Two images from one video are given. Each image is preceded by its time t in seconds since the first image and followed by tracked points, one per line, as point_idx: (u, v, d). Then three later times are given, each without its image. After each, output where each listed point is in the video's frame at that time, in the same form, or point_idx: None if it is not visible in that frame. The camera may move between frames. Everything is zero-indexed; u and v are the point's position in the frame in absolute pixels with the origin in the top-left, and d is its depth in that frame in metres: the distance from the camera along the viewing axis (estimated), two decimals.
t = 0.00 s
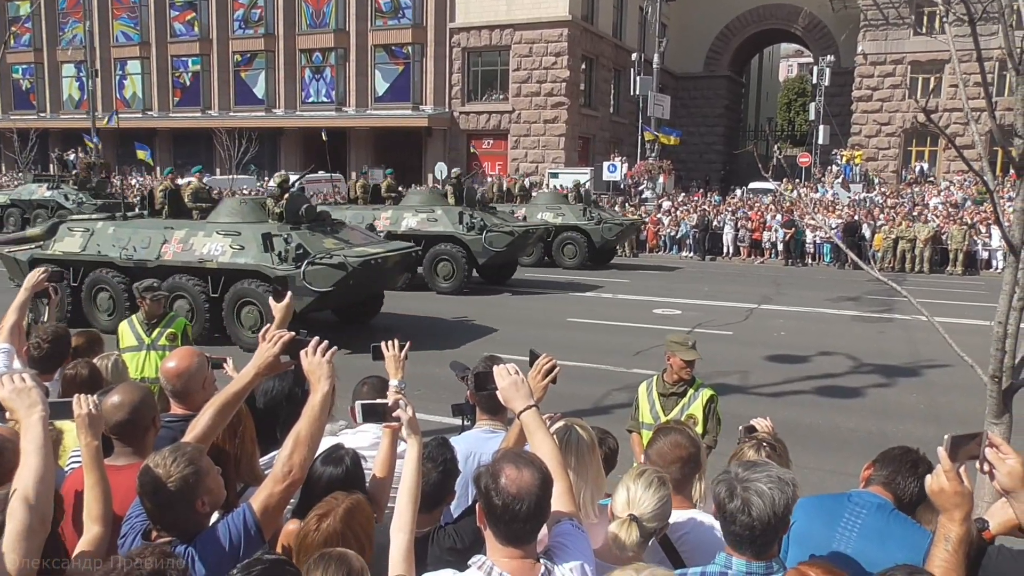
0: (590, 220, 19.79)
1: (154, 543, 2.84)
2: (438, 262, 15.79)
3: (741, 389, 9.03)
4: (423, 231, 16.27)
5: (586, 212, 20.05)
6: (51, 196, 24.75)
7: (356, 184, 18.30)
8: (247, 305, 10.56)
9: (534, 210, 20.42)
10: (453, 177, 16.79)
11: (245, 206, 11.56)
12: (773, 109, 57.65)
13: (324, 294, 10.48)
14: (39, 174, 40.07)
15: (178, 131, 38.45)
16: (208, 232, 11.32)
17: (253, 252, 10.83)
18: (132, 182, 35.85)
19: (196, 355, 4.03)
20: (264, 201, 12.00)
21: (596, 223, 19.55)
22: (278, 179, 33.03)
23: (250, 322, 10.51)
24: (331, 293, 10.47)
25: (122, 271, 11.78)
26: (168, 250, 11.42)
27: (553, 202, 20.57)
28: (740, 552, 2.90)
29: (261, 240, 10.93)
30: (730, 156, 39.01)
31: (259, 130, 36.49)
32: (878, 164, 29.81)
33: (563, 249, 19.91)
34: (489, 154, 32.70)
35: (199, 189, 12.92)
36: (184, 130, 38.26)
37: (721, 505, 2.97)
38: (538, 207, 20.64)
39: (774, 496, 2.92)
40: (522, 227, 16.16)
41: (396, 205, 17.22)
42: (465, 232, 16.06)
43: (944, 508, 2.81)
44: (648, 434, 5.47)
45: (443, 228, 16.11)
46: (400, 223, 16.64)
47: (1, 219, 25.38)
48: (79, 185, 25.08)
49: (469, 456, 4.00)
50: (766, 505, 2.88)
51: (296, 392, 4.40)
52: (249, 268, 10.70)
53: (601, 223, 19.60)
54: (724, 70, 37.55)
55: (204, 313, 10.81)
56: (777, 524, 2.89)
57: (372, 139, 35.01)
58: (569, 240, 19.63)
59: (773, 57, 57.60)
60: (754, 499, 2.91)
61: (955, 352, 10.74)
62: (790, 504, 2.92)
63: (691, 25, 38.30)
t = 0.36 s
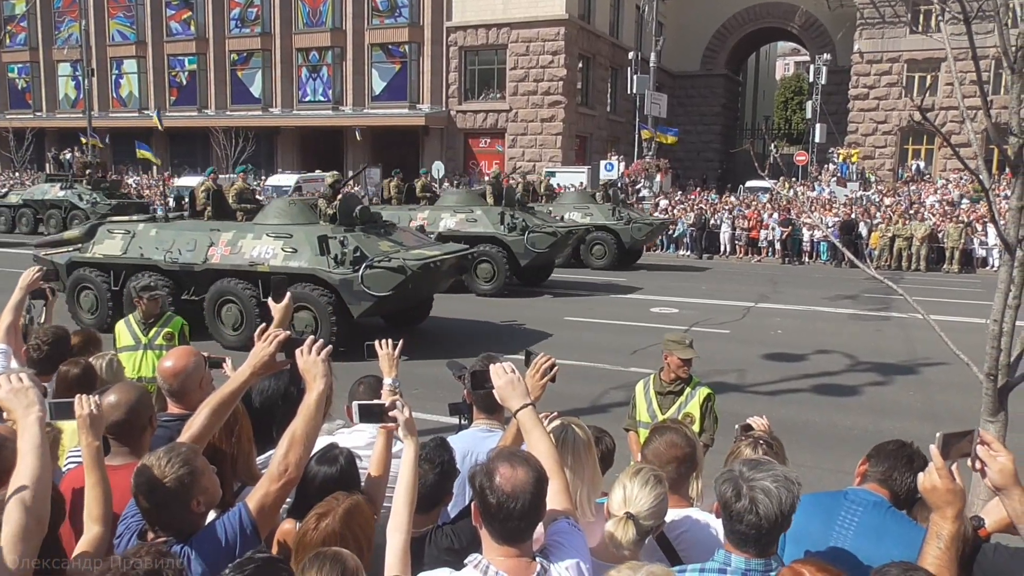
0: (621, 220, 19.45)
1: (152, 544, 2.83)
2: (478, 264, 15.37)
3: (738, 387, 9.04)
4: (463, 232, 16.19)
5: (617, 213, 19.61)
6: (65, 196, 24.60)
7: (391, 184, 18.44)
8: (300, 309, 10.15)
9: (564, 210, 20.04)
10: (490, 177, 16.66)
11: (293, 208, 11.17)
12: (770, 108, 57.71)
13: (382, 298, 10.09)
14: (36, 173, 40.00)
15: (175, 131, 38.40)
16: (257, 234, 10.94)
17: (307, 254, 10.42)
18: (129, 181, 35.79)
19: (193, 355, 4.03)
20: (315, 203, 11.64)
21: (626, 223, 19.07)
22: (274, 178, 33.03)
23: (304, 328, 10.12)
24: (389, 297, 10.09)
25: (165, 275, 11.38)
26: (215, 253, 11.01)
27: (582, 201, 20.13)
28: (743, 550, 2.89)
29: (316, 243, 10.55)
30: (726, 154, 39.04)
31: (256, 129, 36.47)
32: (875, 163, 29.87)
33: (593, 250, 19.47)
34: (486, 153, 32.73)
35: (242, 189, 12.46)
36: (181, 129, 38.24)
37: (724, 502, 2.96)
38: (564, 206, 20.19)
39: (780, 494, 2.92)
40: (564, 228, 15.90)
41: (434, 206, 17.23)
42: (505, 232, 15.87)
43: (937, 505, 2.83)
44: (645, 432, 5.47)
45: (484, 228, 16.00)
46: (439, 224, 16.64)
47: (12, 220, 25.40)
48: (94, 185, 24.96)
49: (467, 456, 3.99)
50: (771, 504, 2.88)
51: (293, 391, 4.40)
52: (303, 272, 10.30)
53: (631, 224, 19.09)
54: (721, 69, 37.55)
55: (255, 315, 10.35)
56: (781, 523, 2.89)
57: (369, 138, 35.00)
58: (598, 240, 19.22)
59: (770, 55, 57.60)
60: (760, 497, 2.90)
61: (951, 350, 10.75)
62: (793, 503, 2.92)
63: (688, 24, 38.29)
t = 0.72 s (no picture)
0: (653, 220, 19.02)
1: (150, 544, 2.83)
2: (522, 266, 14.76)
3: (735, 386, 9.05)
4: (506, 233, 16.16)
5: (646, 212, 19.31)
6: (78, 195, 24.59)
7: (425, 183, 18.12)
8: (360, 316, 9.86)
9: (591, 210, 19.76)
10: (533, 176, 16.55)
11: (346, 209, 10.85)
12: (767, 106, 57.74)
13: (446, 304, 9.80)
14: (33, 173, 39.90)
15: (172, 130, 38.35)
16: (311, 236, 10.63)
17: (368, 258, 10.12)
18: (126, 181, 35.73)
19: (190, 355, 4.04)
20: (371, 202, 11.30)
21: (655, 223, 18.70)
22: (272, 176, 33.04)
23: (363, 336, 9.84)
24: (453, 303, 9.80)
25: (214, 278, 11.07)
26: (267, 256, 10.70)
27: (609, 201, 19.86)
28: (750, 547, 2.90)
29: (377, 246, 10.24)
30: (723, 153, 39.07)
31: (253, 129, 36.47)
32: (871, 161, 29.96)
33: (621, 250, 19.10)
34: (483, 152, 32.75)
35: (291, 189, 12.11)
36: (178, 129, 38.22)
37: (734, 500, 2.96)
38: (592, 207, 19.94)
39: (791, 492, 2.92)
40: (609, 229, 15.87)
41: (473, 205, 17.16)
42: (550, 234, 15.84)
43: (929, 504, 2.86)
44: (642, 431, 5.47)
45: (528, 230, 15.97)
46: (481, 224, 16.62)
47: (24, 220, 25.46)
48: (108, 184, 24.91)
49: (463, 455, 4.00)
50: (782, 501, 2.89)
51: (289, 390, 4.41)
52: (363, 276, 9.99)
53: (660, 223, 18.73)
54: (718, 68, 37.58)
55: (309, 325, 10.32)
56: (790, 521, 2.91)
57: (366, 137, 34.99)
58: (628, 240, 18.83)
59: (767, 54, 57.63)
60: (770, 495, 2.91)
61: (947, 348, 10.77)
62: (798, 502, 2.93)
63: (684, 23, 38.30)
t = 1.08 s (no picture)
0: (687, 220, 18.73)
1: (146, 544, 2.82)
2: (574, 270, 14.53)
3: (732, 386, 9.05)
4: (554, 234, 16.15)
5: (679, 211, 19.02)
6: (95, 195, 24.47)
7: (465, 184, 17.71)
8: (427, 323, 9.58)
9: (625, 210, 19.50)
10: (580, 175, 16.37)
11: (408, 211, 10.57)
12: (764, 105, 57.72)
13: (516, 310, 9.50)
14: (31, 173, 39.80)
15: (170, 129, 38.30)
16: (371, 239, 10.37)
17: (435, 262, 9.84)
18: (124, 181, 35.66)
19: (187, 354, 4.03)
20: (434, 204, 11.00)
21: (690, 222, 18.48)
22: (269, 176, 33.04)
23: (428, 344, 9.58)
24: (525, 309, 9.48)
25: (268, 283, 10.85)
26: (325, 259, 10.45)
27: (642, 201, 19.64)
28: (757, 545, 2.90)
29: (443, 250, 9.92)
30: (721, 153, 39.08)
31: (251, 128, 36.45)
32: (869, 161, 29.98)
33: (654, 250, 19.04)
34: (481, 152, 32.70)
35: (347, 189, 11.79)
36: (176, 128, 38.16)
37: (743, 499, 2.96)
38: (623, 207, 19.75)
39: (797, 490, 2.94)
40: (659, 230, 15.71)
41: (517, 205, 17.12)
42: (598, 235, 15.80)
43: (923, 504, 2.88)
44: (639, 432, 5.48)
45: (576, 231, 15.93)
46: (525, 224, 16.59)
47: (39, 221, 25.26)
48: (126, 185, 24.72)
49: (461, 454, 4.00)
50: (792, 498, 2.91)
51: (285, 389, 4.40)
52: (430, 280, 9.72)
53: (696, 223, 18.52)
54: (716, 67, 37.59)
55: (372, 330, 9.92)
56: (799, 518, 2.91)
57: (364, 137, 34.96)
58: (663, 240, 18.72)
59: (765, 53, 57.63)
60: (779, 492, 2.92)
61: (943, 348, 10.78)
62: (804, 500, 2.94)
63: (683, 23, 38.31)
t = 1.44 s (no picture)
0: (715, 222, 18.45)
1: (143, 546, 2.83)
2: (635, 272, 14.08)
3: (730, 386, 9.06)
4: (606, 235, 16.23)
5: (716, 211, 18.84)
6: (112, 197, 24.38)
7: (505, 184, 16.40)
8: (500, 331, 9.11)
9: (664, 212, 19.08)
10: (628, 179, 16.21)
11: (472, 215, 10.17)
12: (762, 104, 57.71)
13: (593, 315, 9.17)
14: (27, 174, 39.72)
15: (166, 129, 38.28)
16: (437, 242, 9.93)
17: (509, 267, 9.37)
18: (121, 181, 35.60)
19: (184, 355, 4.03)
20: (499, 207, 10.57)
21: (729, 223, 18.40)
22: (266, 176, 33.01)
23: (501, 353, 9.10)
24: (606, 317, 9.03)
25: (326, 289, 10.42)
26: (387, 264, 9.99)
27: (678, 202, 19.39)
28: (757, 544, 2.91)
29: (516, 253, 9.47)
30: (718, 152, 39.13)
31: (248, 129, 36.43)
32: (866, 160, 30.00)
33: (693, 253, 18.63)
34: (478, 152, 32.72)
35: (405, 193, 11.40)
36: (173, 129, 38.13)
37: (744, 496, 2.96)
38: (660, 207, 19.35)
39: (798, 489, 2.94)
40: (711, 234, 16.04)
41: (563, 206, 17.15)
42: (651, 237, 15.99)
43: (918, 503, 2.89)
44: (637, 431, 5.48)
45: (629, 232, 16.07)
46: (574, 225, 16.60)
47: (55, 222, 25.00)
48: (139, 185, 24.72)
49: (458, 455, 4.00)
50: (792, 495, 2.91)
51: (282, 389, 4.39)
52: (502, 286, 9.25)
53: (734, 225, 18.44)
54: (713, 67, 37.62)
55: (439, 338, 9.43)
56: (798, 516, 2.92)
57: (361, 137, 34.93)
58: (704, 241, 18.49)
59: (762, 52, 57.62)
60: (779, 490, 2.92)
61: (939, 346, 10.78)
62: (806, 498, 2.94)
63: (680, 23, 38.33)
